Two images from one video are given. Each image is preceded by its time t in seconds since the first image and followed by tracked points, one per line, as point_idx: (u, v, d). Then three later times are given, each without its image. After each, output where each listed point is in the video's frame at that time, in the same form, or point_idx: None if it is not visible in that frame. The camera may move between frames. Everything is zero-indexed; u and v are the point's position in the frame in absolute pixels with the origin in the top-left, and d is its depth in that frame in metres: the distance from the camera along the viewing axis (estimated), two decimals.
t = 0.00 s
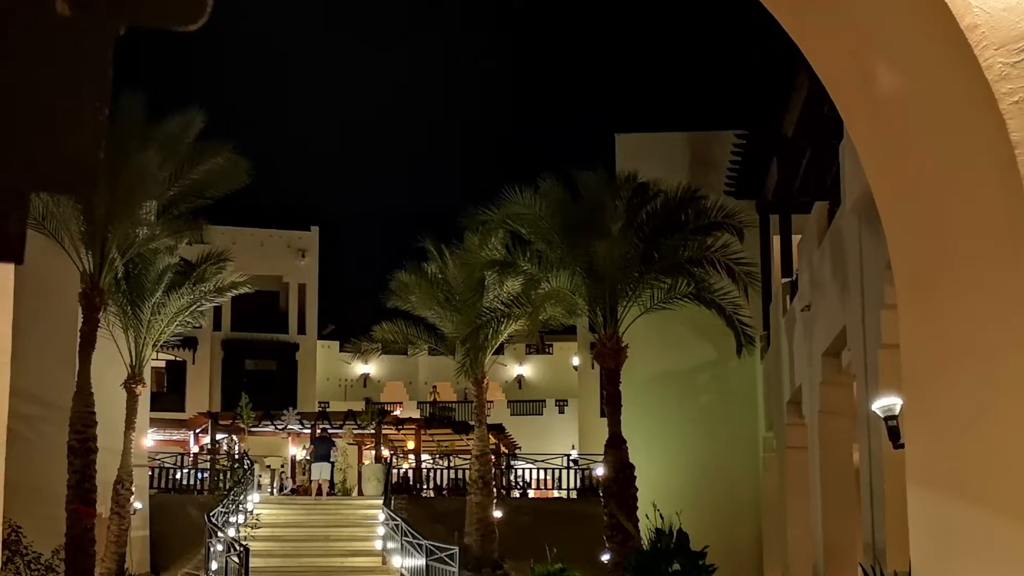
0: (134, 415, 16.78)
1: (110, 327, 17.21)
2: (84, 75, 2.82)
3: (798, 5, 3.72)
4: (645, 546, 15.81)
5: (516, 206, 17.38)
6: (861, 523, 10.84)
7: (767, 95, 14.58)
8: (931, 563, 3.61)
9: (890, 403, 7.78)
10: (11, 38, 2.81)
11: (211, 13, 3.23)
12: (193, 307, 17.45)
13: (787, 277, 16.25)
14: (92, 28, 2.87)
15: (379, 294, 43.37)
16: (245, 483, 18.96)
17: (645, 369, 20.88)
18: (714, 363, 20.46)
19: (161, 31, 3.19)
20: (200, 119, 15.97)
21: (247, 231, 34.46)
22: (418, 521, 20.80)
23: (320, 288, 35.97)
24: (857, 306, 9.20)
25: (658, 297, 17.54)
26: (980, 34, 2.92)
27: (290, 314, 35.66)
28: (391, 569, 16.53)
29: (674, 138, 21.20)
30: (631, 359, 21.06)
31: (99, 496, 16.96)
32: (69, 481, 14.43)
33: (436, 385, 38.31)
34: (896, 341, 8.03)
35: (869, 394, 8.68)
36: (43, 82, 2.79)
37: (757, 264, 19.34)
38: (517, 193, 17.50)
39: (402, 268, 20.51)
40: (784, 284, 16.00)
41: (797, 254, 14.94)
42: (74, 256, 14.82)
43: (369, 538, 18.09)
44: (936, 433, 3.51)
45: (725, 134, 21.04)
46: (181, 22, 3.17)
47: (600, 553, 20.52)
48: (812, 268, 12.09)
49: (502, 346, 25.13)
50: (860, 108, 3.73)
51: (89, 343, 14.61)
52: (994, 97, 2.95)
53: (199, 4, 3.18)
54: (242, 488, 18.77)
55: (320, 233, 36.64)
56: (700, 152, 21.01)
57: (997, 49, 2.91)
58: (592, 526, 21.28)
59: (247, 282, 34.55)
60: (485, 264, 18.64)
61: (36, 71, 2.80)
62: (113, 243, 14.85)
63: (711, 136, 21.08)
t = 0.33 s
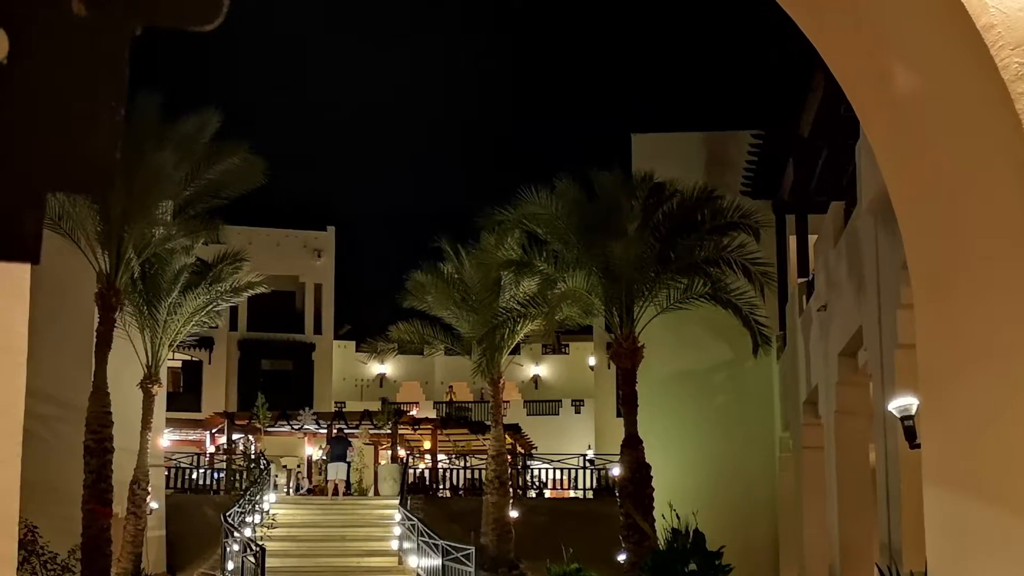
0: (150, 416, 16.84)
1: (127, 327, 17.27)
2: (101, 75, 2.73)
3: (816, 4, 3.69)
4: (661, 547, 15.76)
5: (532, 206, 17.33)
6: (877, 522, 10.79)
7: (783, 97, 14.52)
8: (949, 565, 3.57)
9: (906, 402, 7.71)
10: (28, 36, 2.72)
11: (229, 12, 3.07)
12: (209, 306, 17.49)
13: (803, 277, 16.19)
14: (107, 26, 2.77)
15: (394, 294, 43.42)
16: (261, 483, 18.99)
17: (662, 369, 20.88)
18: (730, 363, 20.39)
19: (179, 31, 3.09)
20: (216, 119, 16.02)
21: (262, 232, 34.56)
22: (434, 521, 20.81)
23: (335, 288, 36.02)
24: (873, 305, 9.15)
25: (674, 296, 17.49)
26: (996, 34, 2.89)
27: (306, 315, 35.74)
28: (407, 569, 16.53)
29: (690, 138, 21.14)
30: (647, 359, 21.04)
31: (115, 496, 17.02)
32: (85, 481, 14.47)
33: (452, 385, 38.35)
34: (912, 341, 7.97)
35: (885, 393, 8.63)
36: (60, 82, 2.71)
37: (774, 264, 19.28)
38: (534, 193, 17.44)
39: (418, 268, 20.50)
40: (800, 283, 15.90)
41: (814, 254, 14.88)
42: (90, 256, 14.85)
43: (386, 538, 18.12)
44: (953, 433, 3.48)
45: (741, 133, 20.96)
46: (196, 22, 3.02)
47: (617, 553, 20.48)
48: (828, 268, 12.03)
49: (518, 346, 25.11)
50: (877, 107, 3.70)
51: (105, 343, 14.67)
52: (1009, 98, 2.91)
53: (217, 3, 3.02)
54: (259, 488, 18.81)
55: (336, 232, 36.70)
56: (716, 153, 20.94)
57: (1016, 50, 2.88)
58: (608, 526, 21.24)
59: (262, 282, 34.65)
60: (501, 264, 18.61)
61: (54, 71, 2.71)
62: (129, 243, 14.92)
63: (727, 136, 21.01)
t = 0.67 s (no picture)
0: (166, 416, 16.93)
1: (142, 329, 17.35)
2: (117, 75, 2.74)
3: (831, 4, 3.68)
4: (677, 547, 15.73)
5: (548, 206, 17.32)
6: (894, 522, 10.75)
7: (798, 98, 14.43)
8: (964, 564, 3.55)
9: (923, 403, 7.68)
10: (46, 38, 2.73)
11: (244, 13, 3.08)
12: (225, 307, 17.56)
13: (820, 277, 16.12)
14: (126, 28, 2.79)
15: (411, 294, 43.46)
16: (277, 483, 19.06)
17: (679, 369, 20.86)
18: (746, 363, 20.34)
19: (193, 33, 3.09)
20: (233, 119, 16.07)
21: (279, 232, 34.66)
22: (450, 521, 20.82)
23: (351, 288, 36.09)
24: (889, 306, 9.12)
25: (690, 296, 17.45)
26: (1013, 33, 2.87)
27: (322, 315, 35.85)
28: (423, 569, 16.55)
29: (706, 138, 21.07)
30: (663, 358, 21.04)
31: (132, 496, 17.12)
32: (102, 480, 14.54)
33: (469, 385, 38.36)
34: (929, 341, 7.93)
35: (901, 393, 8.58)
36: (75, 83, 2.72)
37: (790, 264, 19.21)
38: (549, 193, 17.44)
39: (435, 267, 20.50)
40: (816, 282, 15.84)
41: (830, 254, 14.79)
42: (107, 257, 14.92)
43: (402, 538, 18.15)
44: (969, 433, 3.47)
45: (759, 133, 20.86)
46: (215, 21, 3.00)
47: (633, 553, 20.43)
48: (845, 268, 11.97)
49: (535, 346, 25.09)
50: (892, 106, 3.68)
51: (122, 344, 14.74)
52: None
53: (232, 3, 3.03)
54: (275, 488, 18.88)
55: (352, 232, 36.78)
56: (733, 153, 20.87)
57: None
58: (624, 526, 21.22)
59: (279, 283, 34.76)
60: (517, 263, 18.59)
61: (72, 69, 2.72)
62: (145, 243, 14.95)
63: (744, 135, 20.92)
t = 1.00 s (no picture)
0: (182, 415, 17.00)
1: (158, 329, 17.43)
2: (134, 75, 2.77)
3: None
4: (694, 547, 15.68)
5: (564, 205, 17.30)
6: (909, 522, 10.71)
7: (814, 99, 14.36)
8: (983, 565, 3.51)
9: (939, 403, 7.63)
10: (63, 38, 2.74)
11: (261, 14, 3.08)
12: (241, 306, 17.62)
13: (836, 277, 16.03)
14: (143, 28, 2.82)
15: (427, 294, 43.51)
16: (294, 482, 19.10)
17: (694, 369, 20.81)
18: (761, 363, 20.28)
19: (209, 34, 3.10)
20: (249, 120, 16.10)
21: (295, 232, 34.79)
22: (466, 521, 20.83)
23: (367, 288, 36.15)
24: (905, 306, 9.07)
25: (707, 296, 17.40)
26: None
27: (338, 315, 35.94)
28: (439, 569, 16.56)
29: (723, 138, 21.01)
30: (678, 359, 21.00)
31: (148, 496, 17.20)
32: (118, 480, 14.60)
33: (485, 385, 38.38)
34: (945, 340, 7.87)
35: (918, 393, 8.54)
36: (92, 83, 2.74)
37: (807, 264, 19.13)
38: (566, 193, 17.40)
39: (451, 267, 20.49)
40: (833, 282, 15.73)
41: (847, 254, 14.71)
42: (123, 257, 15.00)
43: (418, 538, 18.17)
44: (987, 433, 3.44)
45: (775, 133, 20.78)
46: (231, 22, 3.00)
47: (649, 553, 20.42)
48: (861, 269, 11.92)
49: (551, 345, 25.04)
50: (906, 104, 3.68)
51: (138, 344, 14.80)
52: None
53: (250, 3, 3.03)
54: (291, 488, 18.94)
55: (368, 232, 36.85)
56: (749, 152, 20.80)
57: None
58: (640, 526, 21.19)
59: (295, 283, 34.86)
60: (534, 263, 18.58)
61: (88, 70, 2.74)
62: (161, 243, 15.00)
63: (760, 135, 20.87)
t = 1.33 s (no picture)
0: (198, 415, 17.07)
1: (173, 332, 17.55)
2: (150, 75, 2.77)
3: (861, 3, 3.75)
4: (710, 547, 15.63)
5: (580, 206, 17.29)
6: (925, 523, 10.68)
7: (828, 99, 14.28)
8: (999, 565, 3.50)
9: (955, 404, 7.58)
10: (77, 38, 2.75)
11: (278, 12, 2.99)
12: (257, 306, 17.67)
13: (853, 277, 15.95)
14: (158, 28, 2.80)
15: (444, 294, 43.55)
16: (310, 482, 19.15)
17: (712, 368, 20.73)
18: (779, 363, 20.23)
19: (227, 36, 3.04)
20: (265, 120, 16.14)
21: (311, 232, 34.87)
22: (482, 521, 20.82)
23: (383, 288, 36.20)
24: (922, 306, 9.02)
25: (723, 296, 17.35)
26: None
27: (355, 315, 36.01)
28: (455, 569, 16.57)
29: (739, 138, 20.95)
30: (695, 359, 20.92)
31: (164, 497, 17.27)
32: (134, 481, 14.67)
33: (501, 385, 38.40)
34: (961, 340, 7.82)
35: (934, 393, 8.49)
36: (108, 83, 2.75)
37: (823, 264, 19.07)
38: (581, 193, 17.38)
39: (467, 267, 20.47)
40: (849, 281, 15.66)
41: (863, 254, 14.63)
42: (139, 256, 15.07)
43: (434, 539, 18.19)
44: (1003, 435, 3.46)
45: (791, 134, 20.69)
46: (249, 22, 2.92)
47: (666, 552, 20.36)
48: (877, 268, 11.86)
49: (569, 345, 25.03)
50: (926, 107, 3.77)
51: (153, 344, 14.89)
52: None
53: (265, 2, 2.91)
54: (308, 488, 18.99)
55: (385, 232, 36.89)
56: (765, 152, 20.71)
57: None
58: (656, 526, 21.14)
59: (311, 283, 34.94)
60: (550, 262, 18.56)
61: (104, 68, 2.76)
62: (177, 243, 15.08)
63: (777, 135, 20.77)
